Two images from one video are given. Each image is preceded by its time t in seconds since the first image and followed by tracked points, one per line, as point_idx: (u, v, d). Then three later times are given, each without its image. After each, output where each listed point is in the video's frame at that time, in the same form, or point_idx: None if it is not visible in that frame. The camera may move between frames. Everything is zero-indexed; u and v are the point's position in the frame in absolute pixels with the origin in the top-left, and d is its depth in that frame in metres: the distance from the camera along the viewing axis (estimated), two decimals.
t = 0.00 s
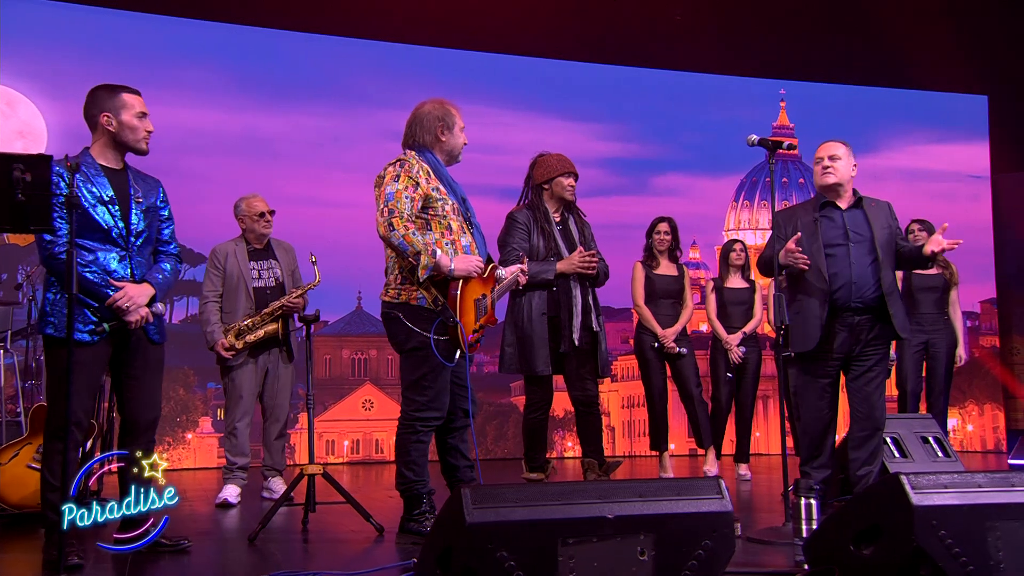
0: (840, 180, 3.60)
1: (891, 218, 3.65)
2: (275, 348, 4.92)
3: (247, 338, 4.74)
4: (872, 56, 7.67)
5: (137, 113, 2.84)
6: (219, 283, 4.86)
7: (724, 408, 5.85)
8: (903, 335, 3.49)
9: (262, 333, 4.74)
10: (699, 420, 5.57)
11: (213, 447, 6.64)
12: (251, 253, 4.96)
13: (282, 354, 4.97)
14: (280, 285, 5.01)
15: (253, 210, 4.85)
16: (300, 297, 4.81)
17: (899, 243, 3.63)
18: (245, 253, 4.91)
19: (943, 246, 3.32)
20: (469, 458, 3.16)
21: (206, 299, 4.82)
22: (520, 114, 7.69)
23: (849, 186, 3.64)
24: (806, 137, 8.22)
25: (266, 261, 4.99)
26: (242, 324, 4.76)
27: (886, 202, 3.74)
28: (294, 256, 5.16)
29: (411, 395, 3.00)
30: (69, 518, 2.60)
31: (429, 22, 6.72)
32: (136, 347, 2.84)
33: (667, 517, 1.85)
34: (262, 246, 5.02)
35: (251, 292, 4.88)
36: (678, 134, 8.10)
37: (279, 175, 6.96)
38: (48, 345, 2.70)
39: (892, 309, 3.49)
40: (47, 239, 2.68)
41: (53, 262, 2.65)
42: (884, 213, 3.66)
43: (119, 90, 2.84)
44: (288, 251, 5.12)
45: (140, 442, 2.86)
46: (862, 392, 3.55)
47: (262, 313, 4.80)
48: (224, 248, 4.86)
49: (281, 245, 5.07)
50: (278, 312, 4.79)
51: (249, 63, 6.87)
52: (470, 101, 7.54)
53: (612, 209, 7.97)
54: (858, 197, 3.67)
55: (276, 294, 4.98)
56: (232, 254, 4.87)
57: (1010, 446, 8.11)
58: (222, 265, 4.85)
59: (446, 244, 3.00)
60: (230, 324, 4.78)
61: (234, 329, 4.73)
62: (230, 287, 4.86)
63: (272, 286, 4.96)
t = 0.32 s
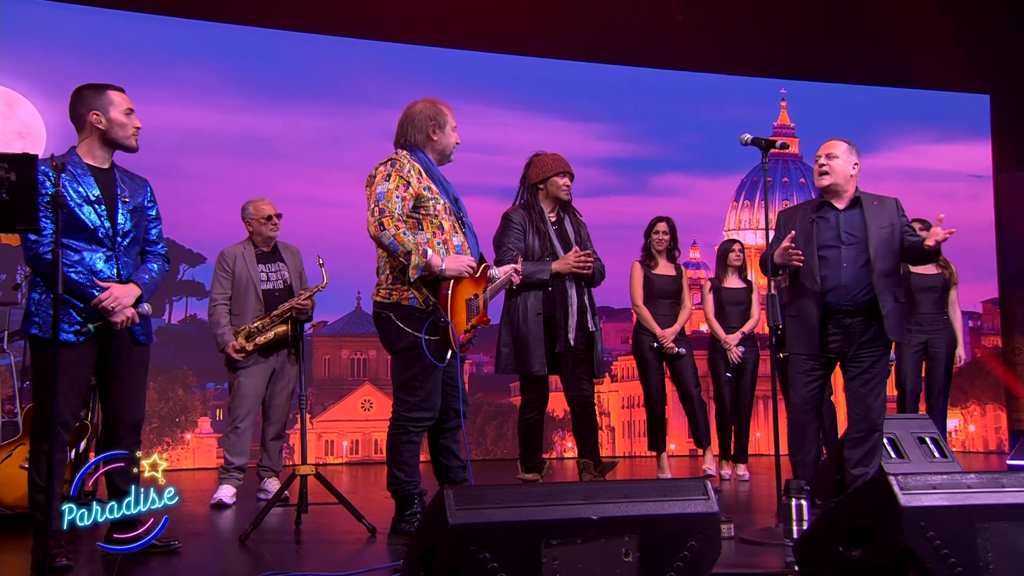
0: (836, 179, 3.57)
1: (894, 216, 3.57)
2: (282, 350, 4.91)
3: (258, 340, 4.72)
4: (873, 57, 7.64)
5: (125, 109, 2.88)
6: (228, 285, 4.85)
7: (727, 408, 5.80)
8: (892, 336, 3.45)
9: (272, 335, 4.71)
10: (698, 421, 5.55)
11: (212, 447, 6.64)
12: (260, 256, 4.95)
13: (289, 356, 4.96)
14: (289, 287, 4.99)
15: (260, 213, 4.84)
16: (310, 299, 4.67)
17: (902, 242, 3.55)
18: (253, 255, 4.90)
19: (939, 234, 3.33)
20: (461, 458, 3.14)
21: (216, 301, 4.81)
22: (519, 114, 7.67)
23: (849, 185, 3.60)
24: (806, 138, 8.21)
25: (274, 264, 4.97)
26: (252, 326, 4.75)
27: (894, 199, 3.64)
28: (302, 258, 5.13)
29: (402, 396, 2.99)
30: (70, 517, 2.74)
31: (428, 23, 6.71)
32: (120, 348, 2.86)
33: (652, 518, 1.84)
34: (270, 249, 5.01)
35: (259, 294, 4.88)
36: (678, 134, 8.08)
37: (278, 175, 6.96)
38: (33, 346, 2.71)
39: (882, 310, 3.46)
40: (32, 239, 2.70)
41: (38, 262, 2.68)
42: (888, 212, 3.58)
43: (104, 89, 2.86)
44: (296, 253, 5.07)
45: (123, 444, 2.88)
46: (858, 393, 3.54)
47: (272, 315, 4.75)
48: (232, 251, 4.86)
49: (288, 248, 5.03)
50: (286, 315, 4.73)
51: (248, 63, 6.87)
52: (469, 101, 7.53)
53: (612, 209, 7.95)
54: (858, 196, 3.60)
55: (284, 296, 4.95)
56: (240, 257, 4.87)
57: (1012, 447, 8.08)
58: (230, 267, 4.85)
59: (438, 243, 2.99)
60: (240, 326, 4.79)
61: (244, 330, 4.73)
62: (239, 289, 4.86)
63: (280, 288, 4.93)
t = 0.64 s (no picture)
0: (819, 179, 3.55)
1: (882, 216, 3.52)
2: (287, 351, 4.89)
3: (266, 343, 4.71)
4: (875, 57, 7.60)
5: (115, 108, 2.87)
6: (235, 288, 4.81)
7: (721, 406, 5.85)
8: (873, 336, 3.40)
9: (279, 338, 4.73)
10: (696, 420, 5.54)
11: (211, 447, 6.62)
12: (265, 258, 4.92)
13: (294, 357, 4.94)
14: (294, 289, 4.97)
15: (266, 216, 4.83)
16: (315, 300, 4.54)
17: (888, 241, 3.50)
18: (259, 258, 4.88)
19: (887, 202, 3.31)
20: (454, 460, 3.13)
21: (224, 304, 4.77)
22: (519, 114, 7.67)
23: (835, 185, 3.56)
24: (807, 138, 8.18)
25: (280, 266, 4.95)
26: (259, 328, 4.74)
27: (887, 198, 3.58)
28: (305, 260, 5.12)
29: (393, 396, 2.98)
30: (70, 519, 2.81)
31: (426, 23, 6.70)
32: (117, 348, 2.85)
33: (637, 519, 1.83)
34: (276, 251, 4.98)
35: (267, 297, 4.84)
36: (679, 134, 8.06)
37: (277, 175, 6.96)
38: (28, 346, 2.71)
39: (862, 309, 3.42)
40: (24, 240, 2.70)
41: (28, 264, 2.68)
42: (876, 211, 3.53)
43: (94, 89, 2.86)
44: (300, 257, 5.08)
45: (118, 445, 2.87)
46: (849, 394, 3.48)
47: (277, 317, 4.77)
48: (238, 254, 4.84)
49: (293, 251, 5.03)
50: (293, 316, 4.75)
51: (247, 63, 6.87)
52: (469, 101, 7.52)
53: (612, 209, 7.94)
54: (845, 196, 3.56)
55: (291, 298, 4.93)
56: (247, 259, 4.84)
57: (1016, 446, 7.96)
58: (237, 271, 4.81)
59: (430, 243, 2.98)
60: (248, 328, 4.76)
61: (252, 333, 4.71)
62: (246, 292, 4.81)
63: (287, 291, 4.91)
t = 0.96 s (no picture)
0: (804, 181, 3.54)
1: (866, 217, 3.48)
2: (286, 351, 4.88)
3: (262, 340, 4.70)
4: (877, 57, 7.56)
5: (108, 108, 2.86)
6: (235, 285, 4.81)
7: (722, 404, 5.85)
8: (850, 340, 3.38)
9: (275, 336, 4.71)
10: (695, 421, 5.52)
11: (211, 448, 6.61)
12: (266, 258, 4.92)
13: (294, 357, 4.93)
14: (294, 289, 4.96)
15: (270, 216, 4.81)
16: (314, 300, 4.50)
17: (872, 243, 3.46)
18: (260, 258, 4.87)
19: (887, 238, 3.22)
20: (448, 460, 3.11)
21: (222, 301, 4.77)
22: (519, 113, 7.65)
23: (820, 185, 3.55)
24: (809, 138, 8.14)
25: (280, 266, 4.94)
26: (256, 326, 4.73)
27: (875, 198, 3.53)
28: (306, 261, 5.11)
29: (386, 397, 2.97)
30: (69, 518, 2.73)
31: (426, 23, 6.68)
32: (112, 347, 2.83)
33: (624, 520, 1.82)
34: (277, 252, 4.97)
35: (265, 295, 4.83)
36: (680, 134, 8.04)
37: (278, 175, 6.96)
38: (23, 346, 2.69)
39: (839, 312, 3.41)
40: (16, 241, 2.69)
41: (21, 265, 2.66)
42: (860, 211, 3.49)
43: (86, 89, 2.85)
44: (302, 258, 5.06)
45: (112, 446, 2.86)
46: (837, 394, 3.46)
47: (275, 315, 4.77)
48: (239, 253, 4.83)
49: (294, 252, 5.02)
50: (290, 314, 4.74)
51: (247, 63, 6.86)
52: (469, 101, 7.51)
53: (614, 209, 7.92)
54: (830, 196, 3.55)
55: (290, 298, 4.92)
56: (247, 258, 4.83)
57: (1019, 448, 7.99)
58: (237, 269, 4.82)
59: (423, 243, 2.97)
60: (245, 326, 4.75)
61: (249, 330, 4.70)
62: (245, 290, 4.81)
63: (286, 290, 4.90)
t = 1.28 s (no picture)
0: (788, 183, 3.52)
1: (848, 216, 3.48)
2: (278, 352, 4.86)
3: (251, 339, 4.68)
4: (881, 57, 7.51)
5: (101, 108, 2.85)
6: (228, 284, 4.84)
7: (720, 404, 5.83)
8: (830, 341, 3.36)
9: (264, 335, 4.67)
10: (694, 421, 5.50)
11: (211, 448, 6.61)
12: (260, 257, 4.91)
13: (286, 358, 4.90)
14: (287, 290, 4.94)
15: (265, 216, 4.80)
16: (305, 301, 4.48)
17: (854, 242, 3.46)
18: (254, 257, 4.87)
19: (811, 254, 3.24)
20: (440, 460, 3.10)
21: (214, 300, 4.78)
22: (519, 113, 7.64)
23: (804, 186, 3.54)
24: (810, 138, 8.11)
25: (274, 266, 4.92)
26: (246, 325, 4.71)
27: (860, 197, 3.53)
28: (304, 261, 5.07)
29: (377, 397, 2.95)
30: (70, 519, 2.75)
31: (425, 24, 6.66)
32: (102, 347, 2.83)
33: (609, 521, 1.81)
34: (273, 252, 4.95)
35: (256, 295, 4.84)
36: (681, 133, 8.02)
37: (278, 176, 6.95)
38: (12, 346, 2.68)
39: (818, 313, 3.40)
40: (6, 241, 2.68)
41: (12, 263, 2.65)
42: (841, 211, 3.50)
43: (79, 89, 2.84)
44: (299, 258, 5.02)
45: (104, 446, 2.85)
46: (827, 394, 3.43)
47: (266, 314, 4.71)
48: (235, 252, 4.85)
49: (291, 251, 4.99)
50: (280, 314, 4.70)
51: (247, 63, 6.86)
52: (469, 101, 7.50)
53: (614, 209, 7.91)
54: (812, 196, 3.55)
55: (281, 299, 4.89)
56: (241, 259, 4.84)
57: None
58: (231, 268, 4.83)
59: (414, 242, 2.97)
60: (234, 325, 4.76)
61: (237, 330, 4.70)
62: (237, 289, 4.82)
63: (277, 291, 4.89)
